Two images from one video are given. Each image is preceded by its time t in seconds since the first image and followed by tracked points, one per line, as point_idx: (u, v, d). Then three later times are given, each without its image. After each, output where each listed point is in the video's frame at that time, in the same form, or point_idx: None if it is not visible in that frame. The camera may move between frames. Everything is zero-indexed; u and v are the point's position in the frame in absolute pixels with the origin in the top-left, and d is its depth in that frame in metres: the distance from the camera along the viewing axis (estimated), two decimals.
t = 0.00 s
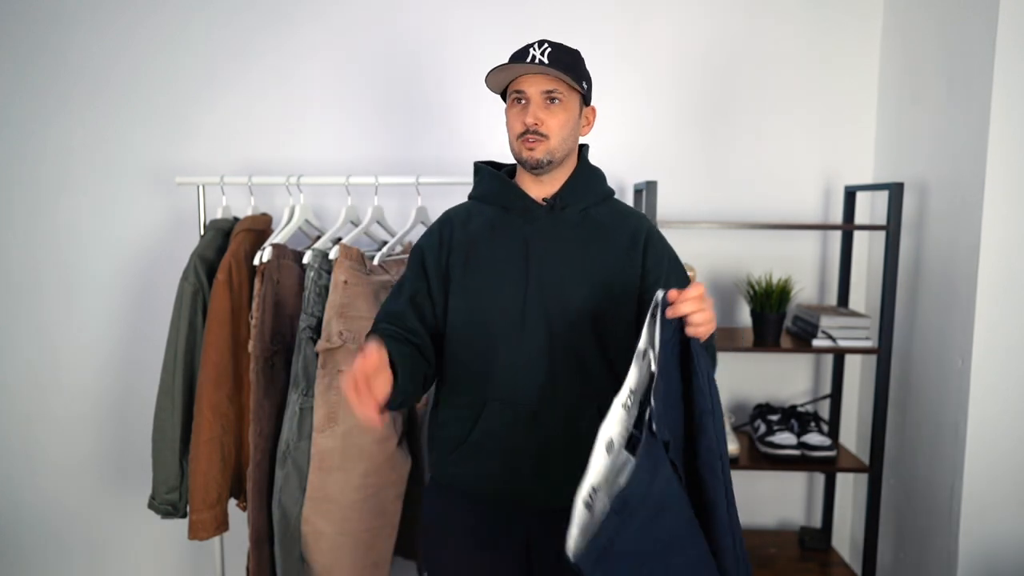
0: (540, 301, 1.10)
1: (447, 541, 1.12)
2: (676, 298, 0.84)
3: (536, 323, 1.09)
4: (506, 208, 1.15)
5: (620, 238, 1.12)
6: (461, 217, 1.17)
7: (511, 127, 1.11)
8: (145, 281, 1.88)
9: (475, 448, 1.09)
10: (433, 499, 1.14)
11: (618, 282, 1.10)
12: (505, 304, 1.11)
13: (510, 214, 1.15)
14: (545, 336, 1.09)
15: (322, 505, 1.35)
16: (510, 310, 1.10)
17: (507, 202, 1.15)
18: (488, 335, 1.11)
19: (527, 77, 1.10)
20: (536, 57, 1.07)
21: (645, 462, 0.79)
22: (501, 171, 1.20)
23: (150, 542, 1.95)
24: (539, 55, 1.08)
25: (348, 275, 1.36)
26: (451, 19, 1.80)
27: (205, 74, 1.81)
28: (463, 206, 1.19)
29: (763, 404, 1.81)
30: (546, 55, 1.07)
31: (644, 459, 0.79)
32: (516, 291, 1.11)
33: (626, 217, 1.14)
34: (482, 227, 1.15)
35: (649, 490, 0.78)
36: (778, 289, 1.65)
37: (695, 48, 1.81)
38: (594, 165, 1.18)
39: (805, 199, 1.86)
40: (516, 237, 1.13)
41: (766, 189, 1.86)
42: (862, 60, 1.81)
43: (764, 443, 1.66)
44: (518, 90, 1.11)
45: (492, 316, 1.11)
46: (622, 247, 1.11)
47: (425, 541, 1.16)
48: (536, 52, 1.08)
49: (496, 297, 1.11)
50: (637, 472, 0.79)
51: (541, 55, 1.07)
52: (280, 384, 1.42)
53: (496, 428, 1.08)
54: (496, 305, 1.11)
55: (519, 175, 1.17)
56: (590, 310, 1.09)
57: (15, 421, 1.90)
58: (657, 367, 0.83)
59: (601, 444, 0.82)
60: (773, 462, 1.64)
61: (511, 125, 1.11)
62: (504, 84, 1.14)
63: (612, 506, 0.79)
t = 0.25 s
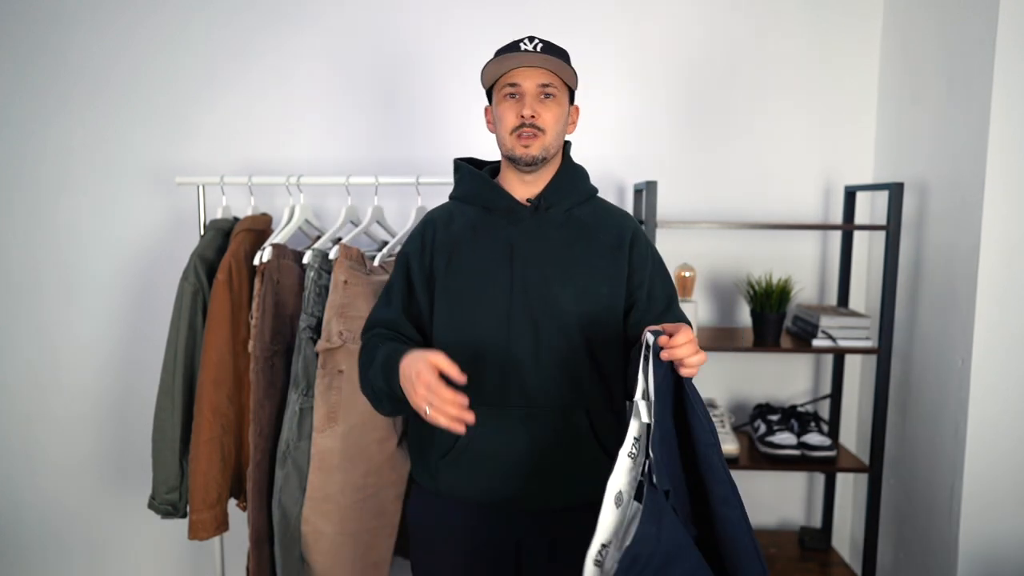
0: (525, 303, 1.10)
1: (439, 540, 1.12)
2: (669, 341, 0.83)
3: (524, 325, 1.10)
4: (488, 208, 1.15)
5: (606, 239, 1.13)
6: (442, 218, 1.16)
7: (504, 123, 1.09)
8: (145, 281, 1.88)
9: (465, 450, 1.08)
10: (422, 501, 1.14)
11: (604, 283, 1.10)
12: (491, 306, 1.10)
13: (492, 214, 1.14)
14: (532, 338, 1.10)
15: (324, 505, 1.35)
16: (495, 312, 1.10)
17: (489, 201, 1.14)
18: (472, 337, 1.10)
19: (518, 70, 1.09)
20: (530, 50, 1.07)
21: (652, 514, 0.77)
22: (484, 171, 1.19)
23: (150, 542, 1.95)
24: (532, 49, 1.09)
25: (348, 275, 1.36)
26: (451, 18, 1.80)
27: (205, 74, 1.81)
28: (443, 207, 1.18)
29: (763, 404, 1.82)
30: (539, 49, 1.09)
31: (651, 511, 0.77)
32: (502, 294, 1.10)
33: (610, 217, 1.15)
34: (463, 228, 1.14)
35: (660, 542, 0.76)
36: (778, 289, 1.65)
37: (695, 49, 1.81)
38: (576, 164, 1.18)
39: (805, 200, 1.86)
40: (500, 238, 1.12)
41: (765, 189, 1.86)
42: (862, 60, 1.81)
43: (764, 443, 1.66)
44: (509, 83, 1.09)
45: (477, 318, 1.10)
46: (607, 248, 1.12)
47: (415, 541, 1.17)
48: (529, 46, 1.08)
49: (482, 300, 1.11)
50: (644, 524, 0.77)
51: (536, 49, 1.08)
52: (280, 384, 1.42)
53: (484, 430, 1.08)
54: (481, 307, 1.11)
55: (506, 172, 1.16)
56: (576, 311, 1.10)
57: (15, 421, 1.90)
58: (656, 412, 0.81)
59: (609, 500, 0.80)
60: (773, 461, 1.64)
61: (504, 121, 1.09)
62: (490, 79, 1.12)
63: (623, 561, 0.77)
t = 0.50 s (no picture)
0: (509, 299, 1.09)
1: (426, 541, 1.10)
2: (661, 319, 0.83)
3: (509, 321, 1.09)
4: (470, 206, 1.14)
5: (590, 235, 1.13)
6: (423, 216, 1.16)
7: (478, 118, 1.09)
8: (145, 281, 1.88)
9: (456, 450, 1.07)
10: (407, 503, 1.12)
11: (588, 278, 1.10)
12: (474, 303, 1.09)
13: (474, 211, 1.14)
14: (517, 334, 1.09)
15: (324, 506, 1.35)
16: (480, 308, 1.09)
17: (472, 199, 1.14)
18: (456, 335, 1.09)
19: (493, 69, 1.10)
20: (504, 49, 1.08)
21: (610, 487, 0.73)
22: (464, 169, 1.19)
23: (150, 542, 1.95)
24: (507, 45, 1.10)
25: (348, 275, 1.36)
26: (451, 18, 1.80)
27: (205, 74, 1.81)
28: (424, 205, 1.18)
29: (763, 404, 1.81)
30: (514, 45, 1.10)
31: (610, 483, 0.73)
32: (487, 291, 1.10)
33: (593, 213, 1.15)
34: (445, 226, 1.14)
35: (613, 517, 0.72)
36: (779, 289, 1.65)
37: (694, 48, 1.81)
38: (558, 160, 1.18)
39: (805, 200, 1.86)
40: (483, 235, 1.12)
41: (765, 189, 1.86)
42: (862, 60, 1.81)
43: (764, 443, 1.66)
44: (485, 80, 1.11)
45: (461, 316, 1.09)
46: (591, 243, 1.12)
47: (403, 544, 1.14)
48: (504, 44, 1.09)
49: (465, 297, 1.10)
50: (601, 494, 0.72)
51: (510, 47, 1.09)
52: (280, 384, 1.42)
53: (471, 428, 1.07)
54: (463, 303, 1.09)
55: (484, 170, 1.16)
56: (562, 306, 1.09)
57: (16, 421, 1.90)
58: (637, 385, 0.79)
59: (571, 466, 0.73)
60: (772, 461, 1.64)
61: (477, 116, 1.09)
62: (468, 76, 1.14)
63: (570, 529, 0.71)
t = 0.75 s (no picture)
0: (493, 305, 1.02)
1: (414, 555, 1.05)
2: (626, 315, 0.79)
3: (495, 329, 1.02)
4: (449, 208, 1.08)
5: (572, 236, 1.07)
6: (398, 221, 1.08)
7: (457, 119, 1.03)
8: (145, 281, 1.88)
9: (440, 462, 1.01)
10: (392, 516, 1.06)
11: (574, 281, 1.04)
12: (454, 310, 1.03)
13: (453, 214, 1.07)
14: (501, 340, 1.02)
15: (324, 506, 1.36)
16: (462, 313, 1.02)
17: (451, 201, 1.07)
18: (435, 342, 1.02)
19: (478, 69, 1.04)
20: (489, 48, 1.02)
21: (557, 476, 0.72)
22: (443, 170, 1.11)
23: (150, 542, 1.95)
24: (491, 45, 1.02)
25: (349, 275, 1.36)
26: (451, 18, 1.80)
27: (205, 74, 1.81)
28: (399, 209, 1.10)
29: (763, 404, 1.81)
30: (499, 46, 1.02)
31: (558, 472, 0.72)
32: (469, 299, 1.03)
33: (576, 213, 1.10)
34: (423, 229, 1.07)
35: (557, 506, 0.71)
36: (779, 289, 1.65)
37: (694, 48, 1.81)
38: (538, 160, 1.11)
39: (805, 199, 1.86)
40: (462, 236, 1.05)
41: (765, 188, 1.86)
42: (862, 60, 1.81)
43: (764, 443, 1.66)
44: (468, 80, 1.04)
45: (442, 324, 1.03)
46: (574, 244, 1.06)
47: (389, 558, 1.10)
48: (489, 43, 1.02)
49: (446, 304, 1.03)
50: (547, 482, 0.71)
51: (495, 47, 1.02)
52: (281, 385, 1.42)
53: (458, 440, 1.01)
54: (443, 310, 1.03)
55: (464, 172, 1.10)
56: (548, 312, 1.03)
57: (17, 421, 1.90)
58: (597, 376, 0.77)
59: (520, 450, 0.72)
60: (773, 461, 1.64)
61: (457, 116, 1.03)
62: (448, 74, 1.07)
63: (513, 513, 0.70)
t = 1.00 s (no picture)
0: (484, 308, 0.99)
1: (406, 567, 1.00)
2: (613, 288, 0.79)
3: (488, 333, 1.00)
4: (437, 211, 1.05)
5: (561, 235, 1.04)
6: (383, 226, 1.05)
7: (451, 127, 1.00)
8: (145, 281, 1.88)
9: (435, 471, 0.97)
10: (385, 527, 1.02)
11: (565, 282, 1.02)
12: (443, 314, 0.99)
13: (439, 218, 1.04)
14: (491, 343, 1.00)
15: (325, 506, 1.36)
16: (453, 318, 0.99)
17: (439, 204, 1.05)
18: (422, 346, 0.99)
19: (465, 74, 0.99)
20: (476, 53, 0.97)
21: (523, 434, 0.68)
22: (427, 173, 1.08)
23: (150, 542, 1.95)
24: (478, 48, 0.98)
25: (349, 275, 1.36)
26: (451, 18, 1.80)
27: (204, 75, 1.81)
28: (382, 215, 1.07)
29: (763, 404, 1.81)
30: (484, 49, 0.98)
31: (526, 430, 0.68)
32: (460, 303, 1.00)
33: (564, 212, 1.07)
34: (409, 233, 1.03)
35: (520, 465, 0.67)
36: (779, 289, 1.65)
37: (694, 48, 1.81)
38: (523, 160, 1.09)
39: (805, 199, 1.86)
40: (448, 238, 1.02)
41: (765, 188, 1.86)
42: (862, 60, 1.81)
43: (764, 443, 1.66)
44: (458, 86, 0.99)
45: (431, 330, 0.99)
46: (563, 243, 1.04)
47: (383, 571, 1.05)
48: (474, 47, 0.97)
49: (437, 310, 0.99)
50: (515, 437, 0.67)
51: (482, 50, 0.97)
52: (281, 385, 1.42)
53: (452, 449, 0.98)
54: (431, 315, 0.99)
55: (456, 176, 1.07)
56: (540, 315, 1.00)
57: (17, 421, 1.90)
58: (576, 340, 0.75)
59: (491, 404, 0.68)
60: (773, 461, 1.64)
61: (451, 124, 0.99)
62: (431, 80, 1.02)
63: (475, 462, 0.66)
